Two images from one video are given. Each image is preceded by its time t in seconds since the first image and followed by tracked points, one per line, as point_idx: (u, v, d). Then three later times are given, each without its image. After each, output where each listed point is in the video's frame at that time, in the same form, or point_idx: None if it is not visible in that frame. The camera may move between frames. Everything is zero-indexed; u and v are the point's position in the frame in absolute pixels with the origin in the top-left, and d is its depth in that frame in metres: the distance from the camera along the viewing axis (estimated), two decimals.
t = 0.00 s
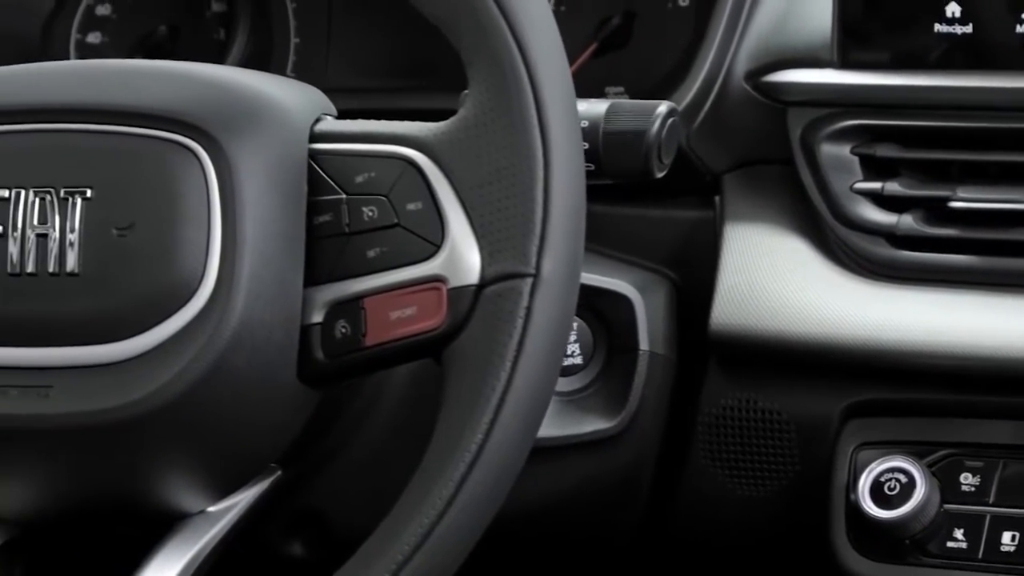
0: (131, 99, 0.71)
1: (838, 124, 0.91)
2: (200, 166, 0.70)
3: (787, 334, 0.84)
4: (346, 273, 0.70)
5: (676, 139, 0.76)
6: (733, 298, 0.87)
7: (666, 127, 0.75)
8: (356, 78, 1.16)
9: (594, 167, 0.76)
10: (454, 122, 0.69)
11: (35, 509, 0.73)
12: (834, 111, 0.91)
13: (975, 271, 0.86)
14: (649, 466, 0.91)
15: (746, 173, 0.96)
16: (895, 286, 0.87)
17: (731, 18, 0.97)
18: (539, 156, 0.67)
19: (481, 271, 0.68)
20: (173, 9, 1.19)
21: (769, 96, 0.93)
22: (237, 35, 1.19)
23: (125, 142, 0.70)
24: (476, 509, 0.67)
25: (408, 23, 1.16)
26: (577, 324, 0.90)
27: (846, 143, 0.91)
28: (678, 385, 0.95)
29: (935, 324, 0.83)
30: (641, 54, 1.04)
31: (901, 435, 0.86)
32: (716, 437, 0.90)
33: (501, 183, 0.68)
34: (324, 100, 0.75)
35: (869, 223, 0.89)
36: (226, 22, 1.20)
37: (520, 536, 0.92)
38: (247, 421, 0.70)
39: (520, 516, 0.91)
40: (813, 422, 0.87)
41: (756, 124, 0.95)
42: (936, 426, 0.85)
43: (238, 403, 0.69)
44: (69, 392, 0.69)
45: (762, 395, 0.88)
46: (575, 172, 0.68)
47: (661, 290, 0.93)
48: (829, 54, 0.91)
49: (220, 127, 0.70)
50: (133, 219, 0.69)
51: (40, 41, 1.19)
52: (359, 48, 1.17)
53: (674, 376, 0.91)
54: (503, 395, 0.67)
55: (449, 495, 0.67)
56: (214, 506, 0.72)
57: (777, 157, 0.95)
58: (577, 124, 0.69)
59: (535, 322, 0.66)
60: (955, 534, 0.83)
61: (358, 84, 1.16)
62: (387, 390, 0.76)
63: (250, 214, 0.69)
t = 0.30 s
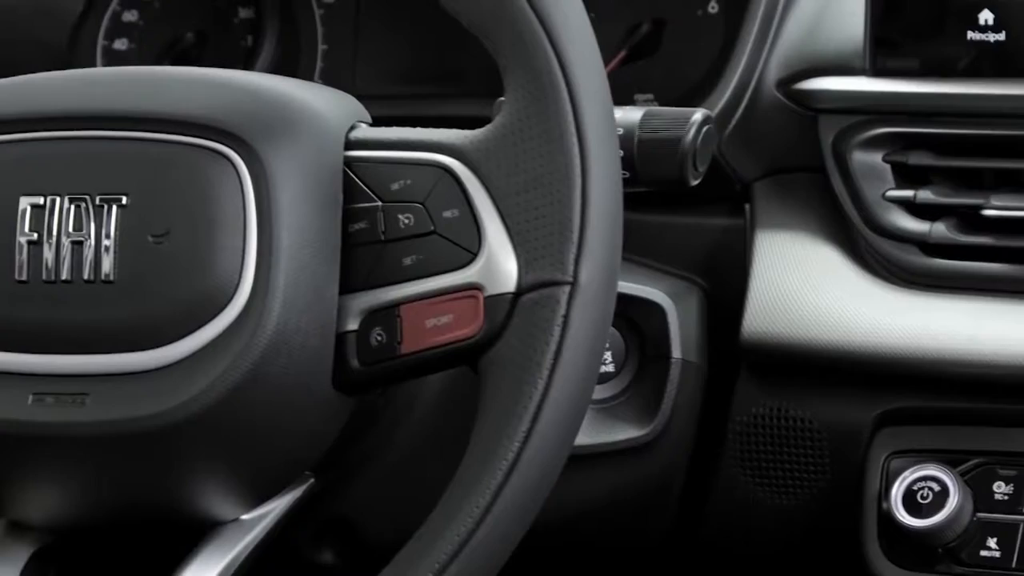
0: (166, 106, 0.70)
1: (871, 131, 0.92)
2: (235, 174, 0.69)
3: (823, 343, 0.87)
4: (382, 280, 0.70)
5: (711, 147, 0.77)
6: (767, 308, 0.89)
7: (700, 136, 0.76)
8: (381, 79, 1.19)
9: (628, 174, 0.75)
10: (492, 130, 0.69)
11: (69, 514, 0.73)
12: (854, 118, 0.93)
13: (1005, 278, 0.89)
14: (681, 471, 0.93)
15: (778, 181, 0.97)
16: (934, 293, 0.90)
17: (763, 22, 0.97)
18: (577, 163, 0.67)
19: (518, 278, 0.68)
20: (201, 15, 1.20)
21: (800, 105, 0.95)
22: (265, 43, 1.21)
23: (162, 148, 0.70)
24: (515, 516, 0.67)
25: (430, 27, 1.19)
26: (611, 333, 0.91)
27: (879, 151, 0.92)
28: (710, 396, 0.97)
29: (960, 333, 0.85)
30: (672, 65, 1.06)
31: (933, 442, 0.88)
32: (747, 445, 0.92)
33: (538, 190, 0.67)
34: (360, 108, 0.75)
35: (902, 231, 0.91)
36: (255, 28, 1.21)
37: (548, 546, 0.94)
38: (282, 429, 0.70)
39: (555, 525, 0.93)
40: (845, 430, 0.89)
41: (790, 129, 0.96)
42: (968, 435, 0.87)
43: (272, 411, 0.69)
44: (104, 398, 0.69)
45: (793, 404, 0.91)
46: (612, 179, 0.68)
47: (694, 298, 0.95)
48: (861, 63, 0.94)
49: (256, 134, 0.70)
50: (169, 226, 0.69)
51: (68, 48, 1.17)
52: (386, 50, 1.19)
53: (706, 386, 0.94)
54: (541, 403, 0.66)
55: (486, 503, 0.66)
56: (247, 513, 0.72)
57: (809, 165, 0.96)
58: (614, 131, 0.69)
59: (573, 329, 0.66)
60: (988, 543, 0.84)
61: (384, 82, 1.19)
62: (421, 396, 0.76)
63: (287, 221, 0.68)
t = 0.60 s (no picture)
0: (200, 112, 0.70)
1: (903, 138, 0.94)
2: (271, 180, 0.69)
3: (858, 351, 0.88)
4: (417, 287, 0.69)
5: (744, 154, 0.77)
6: (798, 314, 0.91)
7: (734, 143, 0.76)
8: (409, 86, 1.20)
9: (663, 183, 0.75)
10: (529, 137, 0.69)
11: (101, 521, 0.73)
12: (879, 127, 0.95)
13: None
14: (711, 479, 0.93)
15: (809, 188, 0.98)
16: (970, 306, 0.90)
17: (796, 23, 0.99)
18: (615, 171, 0.67)
19: (555, 286, 0.68)
20: (227, 23, 1.20)
21: (831, 111, 0.96)
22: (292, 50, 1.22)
23: (197, 155, 0.70)
24: (552, 525, 0.66)
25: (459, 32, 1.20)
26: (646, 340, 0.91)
27: (911, 159, 0.94)
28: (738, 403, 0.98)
29: (991, 340, 0.87)
30: (703, 70, 1.07)
31: (965, 450, 0.90)
32: (778, 452, 0.94)
33: (575, 197, 0.67)
34: (393, 116, 0.74)
35: (935, 240, 0.92)
36: (282, 35, 1.22)
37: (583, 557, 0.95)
38: (317, 436, 0.69)
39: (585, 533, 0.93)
40: (878, 438, 0.91)
41: (820, 137, 0.97)
42: (1000, 443, 0.90)
43: (309, 418, 0.69)
44: (139, 406, 0.69)
45: (824, 412, 0.92)
46: (649, 187, 0.68)
47: (724, 308, 0.95)
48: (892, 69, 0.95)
49: (292, 141, 0.69)
50: (205, 233, 0.69)
51: (94, 55, 1.21)
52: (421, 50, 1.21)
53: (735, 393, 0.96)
54: (579, 411, 0.66)
55: (523, 510, 0.66)
56: (281, 522, 0.72)
57: (840, 172, 0.98)
58: (650, 139, 0.69)
59: (610, 338, 0.66)
60: (1021, 552, 0.85)
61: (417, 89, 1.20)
62: (455, 403, 0.75)
63: (323, 228, 0.68)
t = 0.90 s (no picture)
0: (234, 117, 0.70)
1: (934, 145, 0.95)
2: (307, 187, 0.69)
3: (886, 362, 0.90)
4: (452, 294, 0.69)
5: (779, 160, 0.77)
6: (829, 321, 0.93)
7: (769, 149, 0.76)
8: (437, 91, 1.23)
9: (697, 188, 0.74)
10: (565, 144, 0.69)
11: (135, 528, 0.73)
12: (911, 133, 0.96)
13: None
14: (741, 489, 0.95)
15: (839, 194, 1.00)
16: (1000, 310, 0.91)
17: (827, 30, 1.01)
18: (652, 177, 0.66)
19: (592, 293, 0.67)
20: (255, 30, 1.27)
21: (861, 117, 0.98)
22: (321, 55, 1.27)
23: (231, 161, 0.70)
24: (589, 533, 0.66)
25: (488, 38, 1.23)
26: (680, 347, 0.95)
27: (942, 165, 0.95)
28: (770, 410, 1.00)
29: None
30: (729, 76, 1.12)
31: (995, 457, 0.91)
32: (809, 459, 0.96)
33: (612, 204, 0.67)
34: (428, 123, 0.74)
35: (967, 246, 0.93)
36: (309, 40, 1.27)
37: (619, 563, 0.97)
38: (353, 444, 0.69)
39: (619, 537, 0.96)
40: (909, 446, 0.93)
41: (849, 145, 0.99)
42: None
43: (344, 426, 0.68)
44: (174, 413, 0.68)
45: (855, 419, 0.94)
46: (686, 194, 0.67)
47: (756, 312, 0.98)
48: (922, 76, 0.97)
49: (327, 147, 0.69)
50: (240, 240, 0.69)
51: (121, 60, 1.28)
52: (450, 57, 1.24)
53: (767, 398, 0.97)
54: (616, 419, 0.66)
55: (560, 518, 0.66)
56: (314, 529, 0.72)
57: (871, 179, 0.99)
58: (687, 145, 0.68)
59: (647, 345, 0.66)
60: None
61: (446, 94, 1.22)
62: (487, 411, 0.75)
63: (359, 234, 0.68)
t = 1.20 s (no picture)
0: (270, 124, 0.70)
1: (968, 150, 1.01)
2: (343, 194, 0.69)
3: (920, 366, 0.96)
4: (488, 301, 0.69)
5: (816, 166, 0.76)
6: (862, 329, 0.98)
7: (805, 156, 0.75)
8: (460, 97, 1.30)
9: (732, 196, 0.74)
10: (601, 151, 0.69)
11: (168, 535, 0.72)
12: (945, 139, 1.02)
13: None
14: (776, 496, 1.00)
15: (870, 202, 1.05)
16: None
17: (859, 35, 1.06)
18: (690, 185, 0.66)
19: (629, 300, 0.67)
20: (284, 35, 1.34)
21: (893, 124, 1.03)
22: (346, 59, 1.35)
23: (268, 168, 0.69)
24: (626, 540, 0.66)
25: (510, 44, 1.30)
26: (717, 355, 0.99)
27: (975, 173, 1.00)
28: (801, 416, 1.05)
29: None
30: (759, 83, 1.16)
31: None
32: (841, 466, 1.01)
33: (649, 211, 0.67)
34: (462, 129, 0.74)
35: (1002, 255, 0.97)
36: (337, 46, 1.35)
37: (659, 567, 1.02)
38: (388, 452, 0.69)
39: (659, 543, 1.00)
40: (940, 454, 0.99)
41: (880, 155, 1.04)
42: None
43: (378, 433, 0.68)
44: (210, 419, 0.68)
45: (887, 427, 1.00)
46: (724, 201, 0.67)
47: (788, 318, 1.03)
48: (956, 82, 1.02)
49: (363, 153, 0.69)
50: (276, 246, 0.68)
51: (149, 63, 1.34)
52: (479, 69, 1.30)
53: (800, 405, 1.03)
54: (654, 426, 0.66)
55: (598, 526, 0.66)
56: (349, 536, 0.72)
57: (901, 185, 1.04)
58: (725, 153, 0.68)
59: (686, 353, 0.66)
60: None
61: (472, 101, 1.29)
62: (520, 418, 0.75)
63: (396, 241, 0.68)
